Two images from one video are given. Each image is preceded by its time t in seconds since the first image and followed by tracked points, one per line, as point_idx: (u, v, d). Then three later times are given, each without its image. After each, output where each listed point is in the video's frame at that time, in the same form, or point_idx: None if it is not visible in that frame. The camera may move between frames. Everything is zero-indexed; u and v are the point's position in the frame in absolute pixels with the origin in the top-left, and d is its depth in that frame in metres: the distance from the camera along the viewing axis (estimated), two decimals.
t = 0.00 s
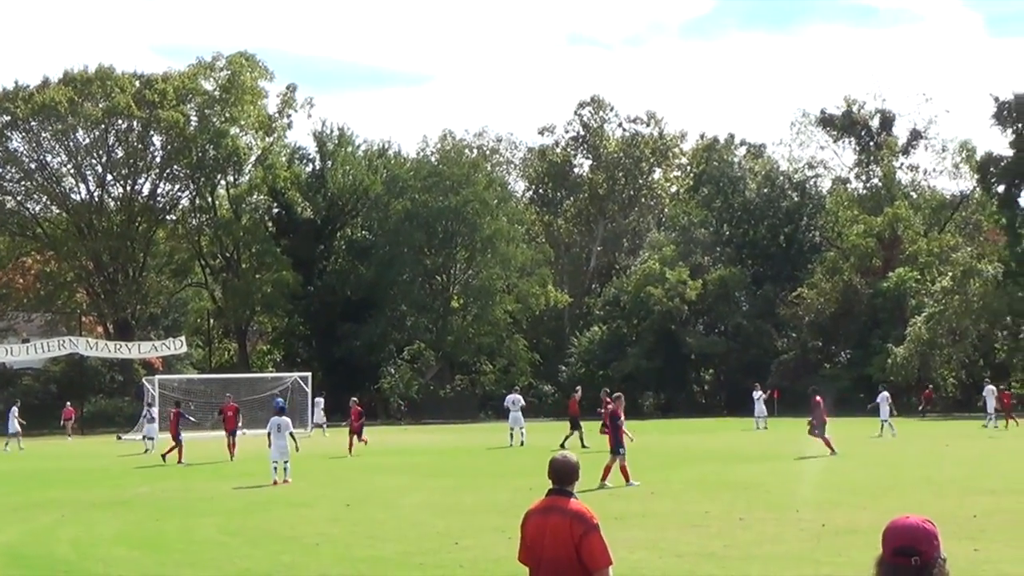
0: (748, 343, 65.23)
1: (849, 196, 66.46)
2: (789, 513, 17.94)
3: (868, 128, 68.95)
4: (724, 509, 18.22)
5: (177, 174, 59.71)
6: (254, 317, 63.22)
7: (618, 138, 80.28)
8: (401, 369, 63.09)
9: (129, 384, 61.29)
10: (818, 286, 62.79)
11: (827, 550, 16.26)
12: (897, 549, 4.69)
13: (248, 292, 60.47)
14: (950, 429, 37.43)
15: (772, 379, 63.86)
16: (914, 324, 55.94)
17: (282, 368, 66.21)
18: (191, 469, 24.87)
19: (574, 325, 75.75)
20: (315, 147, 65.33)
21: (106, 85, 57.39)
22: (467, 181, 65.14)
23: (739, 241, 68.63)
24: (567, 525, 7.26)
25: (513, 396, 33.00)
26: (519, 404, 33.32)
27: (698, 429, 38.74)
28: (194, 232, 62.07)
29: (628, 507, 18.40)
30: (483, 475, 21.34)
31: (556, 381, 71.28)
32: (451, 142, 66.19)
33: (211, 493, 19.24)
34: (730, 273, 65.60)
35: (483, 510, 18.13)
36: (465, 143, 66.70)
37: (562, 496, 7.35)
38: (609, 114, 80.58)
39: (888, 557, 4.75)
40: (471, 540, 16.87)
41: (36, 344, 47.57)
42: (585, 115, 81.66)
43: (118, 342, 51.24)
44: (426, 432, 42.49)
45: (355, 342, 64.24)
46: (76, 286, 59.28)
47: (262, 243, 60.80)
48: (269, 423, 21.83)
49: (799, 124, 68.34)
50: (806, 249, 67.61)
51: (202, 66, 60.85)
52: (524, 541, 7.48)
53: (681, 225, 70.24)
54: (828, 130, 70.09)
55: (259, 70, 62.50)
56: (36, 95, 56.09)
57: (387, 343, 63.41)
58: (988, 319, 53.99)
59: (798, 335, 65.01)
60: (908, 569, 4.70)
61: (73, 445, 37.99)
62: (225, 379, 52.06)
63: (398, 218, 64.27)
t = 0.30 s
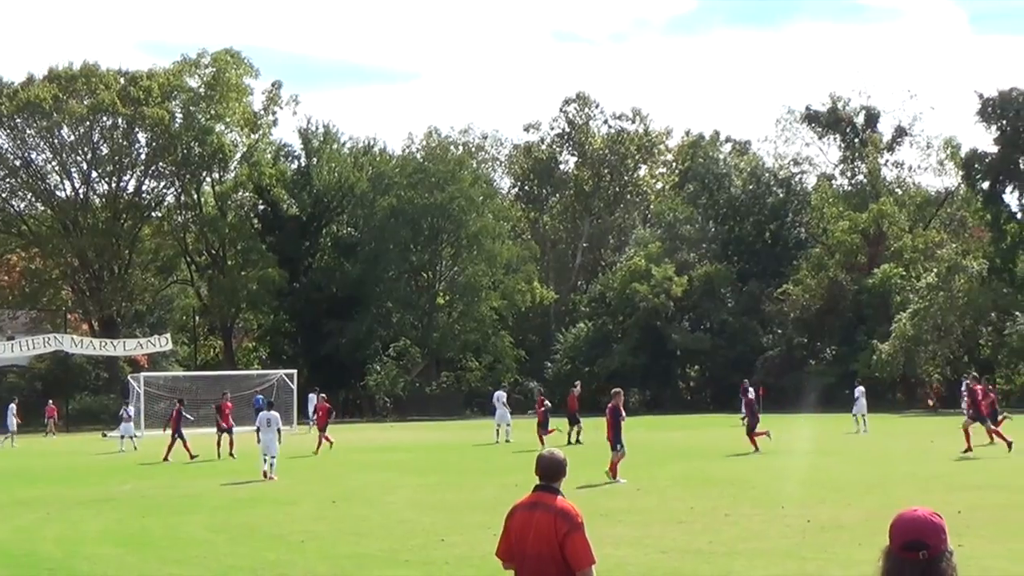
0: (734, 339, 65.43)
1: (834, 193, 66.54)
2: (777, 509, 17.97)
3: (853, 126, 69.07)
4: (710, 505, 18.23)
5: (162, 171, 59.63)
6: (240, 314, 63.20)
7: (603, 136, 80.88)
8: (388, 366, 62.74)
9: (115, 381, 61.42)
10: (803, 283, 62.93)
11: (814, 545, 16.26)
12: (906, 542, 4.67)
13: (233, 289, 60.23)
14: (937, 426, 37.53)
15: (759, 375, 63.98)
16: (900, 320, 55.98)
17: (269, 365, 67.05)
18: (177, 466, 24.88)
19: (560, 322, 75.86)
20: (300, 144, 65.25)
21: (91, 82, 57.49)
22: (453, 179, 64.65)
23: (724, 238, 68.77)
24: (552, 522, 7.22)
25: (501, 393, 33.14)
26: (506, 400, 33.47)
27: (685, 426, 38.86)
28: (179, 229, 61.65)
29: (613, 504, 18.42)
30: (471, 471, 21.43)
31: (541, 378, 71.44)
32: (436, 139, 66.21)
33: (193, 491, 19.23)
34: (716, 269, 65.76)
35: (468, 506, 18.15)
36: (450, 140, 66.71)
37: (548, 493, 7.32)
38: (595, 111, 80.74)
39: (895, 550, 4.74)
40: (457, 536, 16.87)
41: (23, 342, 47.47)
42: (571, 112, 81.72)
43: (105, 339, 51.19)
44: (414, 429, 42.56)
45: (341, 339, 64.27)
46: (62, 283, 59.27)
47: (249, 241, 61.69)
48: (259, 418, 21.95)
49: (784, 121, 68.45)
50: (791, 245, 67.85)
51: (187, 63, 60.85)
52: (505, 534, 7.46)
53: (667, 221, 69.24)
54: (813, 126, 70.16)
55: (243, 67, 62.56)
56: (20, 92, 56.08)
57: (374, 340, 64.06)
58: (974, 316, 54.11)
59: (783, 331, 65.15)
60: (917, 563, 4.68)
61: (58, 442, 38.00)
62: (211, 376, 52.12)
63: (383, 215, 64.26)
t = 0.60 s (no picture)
0: (723, 337, 65.57)
1: (822, 191, 66.63)
2: (767, 508, 17.96)
3: (841, 124, 69.17)
4: (701, 504, 18.25)
5: (150, 171, 59.65)
6: (230, 314, 63.16)
7: (592, 134, 80.87)
8: (377, 366, 62.90)
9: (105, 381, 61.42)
10: (792, 280, 63.31)
11: (806, 544, 16.25)
12: (914, 544, 4.60)
13: (222, 289, 60.19)
14: (928, 424, 37.56)
15: (749, 373, 64.05)
16: (890, 318, 56.05)
17: (258, 365, 67.06)
18: (167, 467, 24.88)
19: (549, 321, 75.90)
20: (288, 144, 65.17)
21: (79, 83, 57.47)
22: (442, 178, 65.17)
23: (714, 236, 68.82)
24: (540, 520, 7.22)
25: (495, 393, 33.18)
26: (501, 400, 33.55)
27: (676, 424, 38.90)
28: (168, 229, 61.68)
29: (604, 503, 18.43)
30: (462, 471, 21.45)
31: (531, 377, 71.51)
32: (425, 139, 66.18)
33: (182, 492, 19.22)
34: (705, 268, 65.85)
35: (458, 506, 18.17)
36: (439, 139, 66.70)
37: (537, 491, 7.30)
38: (583, 110, 80.81)
39: (902, 552, 4.68)
40: (448, 536, 16.87)
41: (14, 342, 47.43)
42: (560, 110, 81.71)
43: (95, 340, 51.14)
44: (405, 428, 42.62)
45: (330, 339, 64.20)
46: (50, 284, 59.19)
47: (237, 240, 61.41)
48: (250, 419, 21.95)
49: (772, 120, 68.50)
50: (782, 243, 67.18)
51: (175, 63, 60.79)
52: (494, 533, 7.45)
53: (655, 220, 70.82)
54: (801, 125, 70.23)
55: (231, 67, 62.49)
56: (8, 93, 56.09)
57: (364, 339, 64.04)
58: (962, 313, 54.15)
59: (771, 329, 65.21)
60: (924, 565, 4.61)
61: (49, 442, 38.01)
62: (202, 377, 52.26)
63: (372, 215, 64.26)
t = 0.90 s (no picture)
0: (724, 337, 65.63)
1: (823, 191, 66.58)
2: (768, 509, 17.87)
3: (842, 123, 69.17)
4: (702, 505, 18.22)
5: (151, 172, 59.66)
6: (231, 315, 63.19)
7: (593, 135, 81.03)
8: (378, 366, 62.99)
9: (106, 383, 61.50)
10: (793, 280, 63.33)
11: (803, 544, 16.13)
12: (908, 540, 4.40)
13: (223, 290, 60.18)
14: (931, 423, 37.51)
15: (750, 373, 64.02)
16: (891, 317, 55.99)
17: (260, 366, 67.07)
18: (170, 468, 24.92)
19: (551, 322, 75.91)
20: (289, 145, 65.12)
21: (80, 84, 57.44)
22: (442, 178, 65.13)
23: (715, 236, 68.81)
24: (535, 522, 7.18)
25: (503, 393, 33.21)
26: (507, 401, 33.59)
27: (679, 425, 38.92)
28: (169, 230, 61.87)
29: (605, 503, 18.42)
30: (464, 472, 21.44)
31: (532, 378, 71.56)
32: (426, 139, 66.13)
33: (185, 494, 19.24)
34: (706, 268, 65.88)
35: (460, 507, 18.17)
36: (440, 140, 66.64)
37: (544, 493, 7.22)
38: (584, 110, 80.83)
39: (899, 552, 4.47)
40: (448, 536, 16.87)
41: (15, 343, 47.49)
42: (560, 111, 81.68)
43: (97, 341, 51.17)
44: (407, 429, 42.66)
45: (331, 340, 64.16)
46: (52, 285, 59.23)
47: (238, 241, 61.40)
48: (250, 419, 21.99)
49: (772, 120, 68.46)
50: (781, 243, 67.72)
51: (176, 64, 60.74)
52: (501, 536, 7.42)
53: (657, 220, 70.90)
54: (803, 124, 70.15)
55: (232, 68, 62.38)
56: (9, 95, 56.14)
57: (365, 340, 64.03)
58: (963, 313, 54.04)
59: (773, 329, 65.12)
60: (917, 563, 4.38)
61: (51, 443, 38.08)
62: (202, 378, 52.40)
63: (373, 216, 64.24)
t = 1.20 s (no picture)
0: (722, 338, 65.68)
1: (821, 193, 66.57)
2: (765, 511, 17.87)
3: (840, 125, 69.23)
4: (701, 506, 18.23)
5: (149, 174, 59.62)
6: (228, 317, 63.17)
7: (591, 137, 81.22)
8: (376, 368, 63.00)
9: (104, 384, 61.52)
10: (791, 282, 63.33)
11: (801, 546, 16.14)
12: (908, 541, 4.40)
13: (221, 292, 60.16)
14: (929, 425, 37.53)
15: (748, 374, 64.07)
16: (888, 319, 56.04)
17: (258, 368, 67.06)
18: (168, 470, 24.95)
19: (549, 323, 75.93)
20: (287, 147, 65.12)
21: (77, 86, 57.36)
22: (440, 180, 65.03)
23: (713, 238, 68.82)
24: (545, 532, 7.16)
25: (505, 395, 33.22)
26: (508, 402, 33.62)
27: (676, 426, 38.96)
28: (167, 232, 61.99)
29: (603, 505, 18.45)
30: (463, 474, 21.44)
31: (530, 379, 71.59)
32: (423, 141, 66.14)
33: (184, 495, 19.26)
34: (704, 269, 65.93)
35: (457, 508, 18.18)
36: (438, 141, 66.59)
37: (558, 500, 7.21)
38: (582, 112, 80.89)
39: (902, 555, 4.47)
40: (446, 538, 16.89)
41: (13, 345, 47.50)
42: (558, 113, 81.71)
43: (94, 343, 51.17)
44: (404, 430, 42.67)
45: (329, 341, 64.10)
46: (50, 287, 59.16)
47: (237, 244, 61.52)
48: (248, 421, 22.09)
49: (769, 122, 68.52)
50: (779, 244, 67.80)
51: (174, 66, 60.67)
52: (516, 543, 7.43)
53: (654, 221, 70.98)
54: (800, 125, 70.21)
55: (230, 69, 62.26)
56: (7, 97, 56.10)
57: (363, 342, 64.00)
58: (961, 315, 54.00)
59: (770, 330, 65.18)
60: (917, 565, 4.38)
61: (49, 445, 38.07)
62: (198, 380, 52.42)
63: (371, 217, 64.24)
